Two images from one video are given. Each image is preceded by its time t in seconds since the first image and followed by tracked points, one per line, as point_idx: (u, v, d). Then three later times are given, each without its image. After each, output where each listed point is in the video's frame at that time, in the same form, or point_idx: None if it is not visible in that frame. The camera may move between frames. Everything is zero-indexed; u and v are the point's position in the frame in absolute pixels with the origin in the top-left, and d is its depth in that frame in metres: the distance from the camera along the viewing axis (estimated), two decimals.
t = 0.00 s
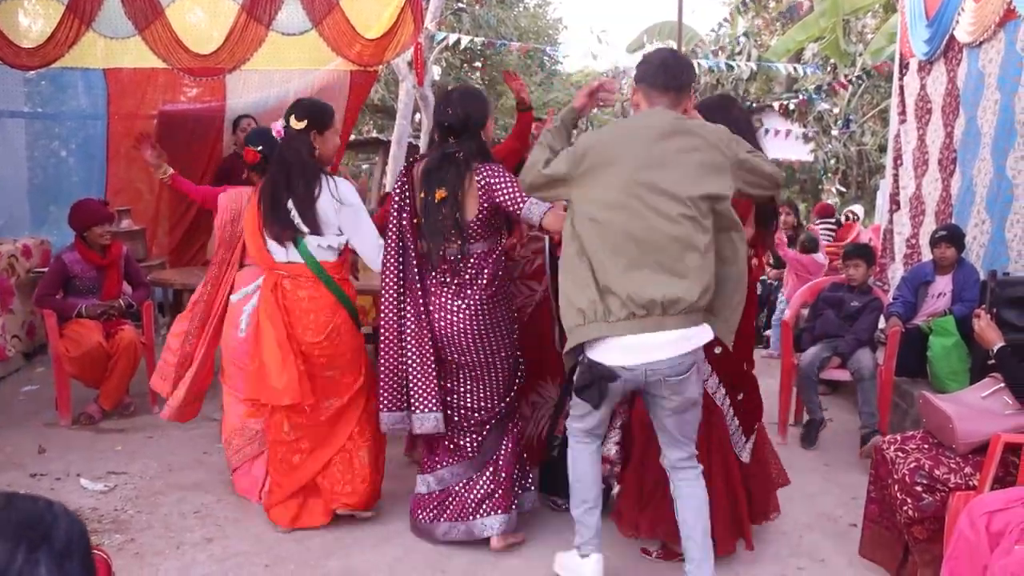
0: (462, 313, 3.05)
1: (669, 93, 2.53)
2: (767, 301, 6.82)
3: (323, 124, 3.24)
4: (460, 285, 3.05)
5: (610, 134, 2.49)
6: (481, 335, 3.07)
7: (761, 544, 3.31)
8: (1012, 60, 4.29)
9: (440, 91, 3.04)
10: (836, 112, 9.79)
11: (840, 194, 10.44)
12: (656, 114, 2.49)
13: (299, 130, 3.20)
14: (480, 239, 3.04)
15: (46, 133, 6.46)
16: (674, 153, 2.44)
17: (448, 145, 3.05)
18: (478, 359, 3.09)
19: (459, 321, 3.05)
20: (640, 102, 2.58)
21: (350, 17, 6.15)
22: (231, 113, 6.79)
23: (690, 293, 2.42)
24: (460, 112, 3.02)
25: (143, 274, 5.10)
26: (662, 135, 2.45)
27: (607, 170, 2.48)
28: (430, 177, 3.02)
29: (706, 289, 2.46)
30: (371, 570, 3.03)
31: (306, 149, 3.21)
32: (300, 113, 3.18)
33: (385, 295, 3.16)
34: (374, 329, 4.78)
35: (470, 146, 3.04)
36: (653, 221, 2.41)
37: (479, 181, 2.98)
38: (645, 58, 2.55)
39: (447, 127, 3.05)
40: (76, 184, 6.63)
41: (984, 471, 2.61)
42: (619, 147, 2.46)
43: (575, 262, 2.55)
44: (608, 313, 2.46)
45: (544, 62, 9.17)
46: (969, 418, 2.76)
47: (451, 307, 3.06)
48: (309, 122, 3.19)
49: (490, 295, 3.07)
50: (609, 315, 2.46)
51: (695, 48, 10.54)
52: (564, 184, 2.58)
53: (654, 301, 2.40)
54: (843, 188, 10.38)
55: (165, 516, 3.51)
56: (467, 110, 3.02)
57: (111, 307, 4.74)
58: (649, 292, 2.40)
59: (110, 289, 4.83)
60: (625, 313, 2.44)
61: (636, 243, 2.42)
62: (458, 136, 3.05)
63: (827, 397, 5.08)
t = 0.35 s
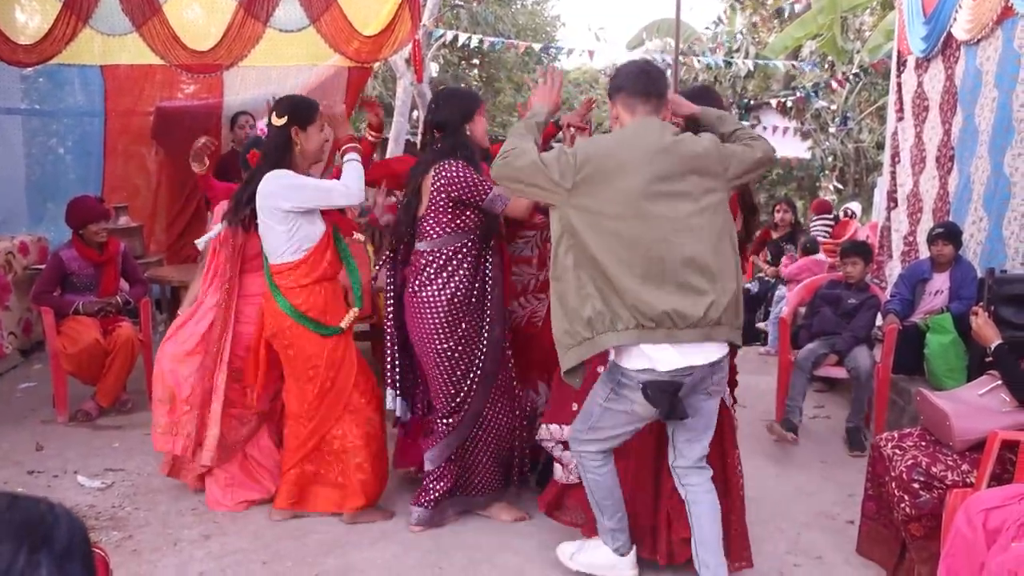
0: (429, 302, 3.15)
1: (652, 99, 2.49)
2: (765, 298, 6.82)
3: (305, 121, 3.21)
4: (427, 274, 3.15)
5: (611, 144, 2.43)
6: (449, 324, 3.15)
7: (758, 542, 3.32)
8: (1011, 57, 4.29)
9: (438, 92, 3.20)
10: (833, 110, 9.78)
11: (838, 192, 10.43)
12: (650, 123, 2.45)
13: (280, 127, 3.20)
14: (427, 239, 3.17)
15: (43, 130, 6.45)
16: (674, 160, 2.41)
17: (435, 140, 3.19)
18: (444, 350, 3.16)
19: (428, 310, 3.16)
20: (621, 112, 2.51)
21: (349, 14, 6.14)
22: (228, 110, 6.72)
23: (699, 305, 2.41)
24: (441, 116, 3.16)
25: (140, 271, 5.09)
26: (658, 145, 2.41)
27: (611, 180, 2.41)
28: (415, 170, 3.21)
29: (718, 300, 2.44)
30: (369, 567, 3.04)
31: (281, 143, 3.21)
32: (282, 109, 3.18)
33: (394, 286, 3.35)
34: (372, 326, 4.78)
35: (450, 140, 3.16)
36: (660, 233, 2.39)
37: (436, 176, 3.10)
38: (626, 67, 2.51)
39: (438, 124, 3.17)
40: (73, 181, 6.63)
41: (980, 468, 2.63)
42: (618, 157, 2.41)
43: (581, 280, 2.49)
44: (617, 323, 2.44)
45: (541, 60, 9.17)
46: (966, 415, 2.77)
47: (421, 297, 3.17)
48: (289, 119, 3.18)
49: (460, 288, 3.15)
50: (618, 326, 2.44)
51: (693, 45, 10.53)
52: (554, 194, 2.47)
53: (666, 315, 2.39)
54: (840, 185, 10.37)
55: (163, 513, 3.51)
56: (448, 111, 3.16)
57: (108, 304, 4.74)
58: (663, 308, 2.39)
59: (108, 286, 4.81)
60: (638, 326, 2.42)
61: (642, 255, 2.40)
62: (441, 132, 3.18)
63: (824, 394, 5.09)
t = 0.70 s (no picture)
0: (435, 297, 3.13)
1: (603, 89, 2.40)
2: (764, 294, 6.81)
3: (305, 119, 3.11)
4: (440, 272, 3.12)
5: (553, 130, 2.35)
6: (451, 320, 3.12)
7: (756, 537, 3.31)
8: (1010, 52, 4.29)
9: (453, 84, 3.18)
10: (832, 106, 9.76)
11: (836, 187, 10.42)
12: (595, 117, 2.38)
13: (281, 121, 3.07)
14: (446, 234, 3.13)
15: (41, 124, 6.44)
16: (616, 157, 2.35)
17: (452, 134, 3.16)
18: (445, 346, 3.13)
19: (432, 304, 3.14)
20: (570, 99, 2.43)
21: (346, 8, 6.18)
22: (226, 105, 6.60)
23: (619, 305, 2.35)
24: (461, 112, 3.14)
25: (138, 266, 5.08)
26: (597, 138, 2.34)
27: (549, 168, 2.33)
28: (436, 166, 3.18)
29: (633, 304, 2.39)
30: (366, 563, 3.03)
31: (282, 139, 3.08)
32: (284, 104, 3.06)
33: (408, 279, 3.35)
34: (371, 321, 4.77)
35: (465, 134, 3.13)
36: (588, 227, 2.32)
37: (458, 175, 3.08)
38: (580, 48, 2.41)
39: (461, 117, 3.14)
40: (71, 176, 6.60)
41: (979, 463, 2.64)
42: (562, 144, 2.33)
43: (498, 261, 2.40)
44: (531, 314, 2.35)
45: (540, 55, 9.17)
46: (965, 411, 2.77)
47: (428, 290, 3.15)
48: (292, 113, 3.07)
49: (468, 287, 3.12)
50: (531, 316, 2.35)
51: (692, 40, 10.52)
52: (501, 173, 2.41)
53: (578, 308, 2.30)
54: (839, 181, 10.36)
55: (161, 508, 3.50)
56: (465, 108, 3.14)
57: (106, 299, 4.73)
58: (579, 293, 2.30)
59: (105, 281, 4.82)
60: (549, 317, 2.33)
61: (572, 246, 2.32)
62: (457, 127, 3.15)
63: (823, 389, 5.09)
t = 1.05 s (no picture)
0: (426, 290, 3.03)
1: (606, 73, 2.46)
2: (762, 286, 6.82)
3: (311, 112, 3.07)
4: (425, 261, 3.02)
5: (547, 113, 2.45)
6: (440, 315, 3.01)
7: (756, 529, 3.32)
8: (1009, 44, 4.29)
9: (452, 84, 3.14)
10: (831, 97, 9.73)
11: (835, 179, 10.41)
12: (591, 102, 2.47)
13: (290, 118, 3.01)
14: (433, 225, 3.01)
15: (39, 118, 6.44)
16: (606, 140, 2.44)
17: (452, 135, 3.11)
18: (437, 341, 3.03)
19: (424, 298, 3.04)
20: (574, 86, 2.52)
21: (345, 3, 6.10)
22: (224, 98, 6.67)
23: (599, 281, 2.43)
24: (461, 106, 3.09)
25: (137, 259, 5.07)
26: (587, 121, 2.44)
27: (541, 150, 2.44)
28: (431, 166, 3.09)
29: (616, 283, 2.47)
30: (365, 555, 3.03)
31: (292, 132, 3.02)
32: (292, 100, 2.99)
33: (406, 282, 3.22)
34: (369, 314, 4.77)
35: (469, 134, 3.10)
36: (572, 209, 2.42)
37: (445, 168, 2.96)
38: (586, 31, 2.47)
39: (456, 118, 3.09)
40: (70, 169, 6.61)
41: (979, 454, 2.64)
42: (553, 129, 2.43)
43: (496, 238, 2.53)
44: (515, 288, 2.47)
45: (538, 48, 9.16)
46: (964, 402, 2.77)
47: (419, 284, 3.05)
48: (299, 110, 3.01)
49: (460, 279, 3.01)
50: (515, 291, 2.47)
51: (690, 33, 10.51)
52: (501, 156, 2.52)
53: (554, 282, 2.41)
54: (838, 173, 10.35)
55: (161, 501, 3.51)
56: (470, 104, 3.08)
57: (105, 292, 4.73)
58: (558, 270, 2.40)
59: (104, 273, 4.82)
60: (527, 292, 2.44)
61: (555, 225, 2.43)
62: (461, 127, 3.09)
63: (822, 381, 5.09)
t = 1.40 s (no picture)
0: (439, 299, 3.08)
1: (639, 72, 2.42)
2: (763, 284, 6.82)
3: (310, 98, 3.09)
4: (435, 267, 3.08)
5: (582, 117, 2.43)
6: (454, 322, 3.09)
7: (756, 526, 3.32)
8: (1010, 42, 4.29)
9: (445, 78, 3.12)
10: (832, 94, 9.72)
11: (836, 177, 10.42)
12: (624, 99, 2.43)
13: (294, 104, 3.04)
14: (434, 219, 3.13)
15: (40, 114, 6.39)
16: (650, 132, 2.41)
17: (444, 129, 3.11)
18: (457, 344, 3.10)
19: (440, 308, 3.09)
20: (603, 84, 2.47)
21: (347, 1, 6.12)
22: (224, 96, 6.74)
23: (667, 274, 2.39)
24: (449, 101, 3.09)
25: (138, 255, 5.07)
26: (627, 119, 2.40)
27: (586, 157, 2.40)
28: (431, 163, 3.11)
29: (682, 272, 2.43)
30: (366, 552, 3.04)
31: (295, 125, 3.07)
32: (294, 86, 3.02)
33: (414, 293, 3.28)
34: (370, 311, 4.77)
35: (463, 131, 3.10)
36: (624, 205, 2.38)
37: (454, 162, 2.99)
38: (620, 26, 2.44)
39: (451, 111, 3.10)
40: (71, 165, 6.58)
41: (979, 452, 2.64)
42: (593, 134, 2.39)
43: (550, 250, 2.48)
44: (591, 296, 2.41)
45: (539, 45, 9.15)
46: (966, 400, 2.77)
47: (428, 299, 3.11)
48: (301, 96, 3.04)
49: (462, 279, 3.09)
50: (591, 298, 2.41)
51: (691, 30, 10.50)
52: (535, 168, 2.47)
53: (624, 280, 2.37)
54: (838, 170, 10.36)
55: (161, 497, 3.51)
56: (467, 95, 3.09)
57: (106, 288, 4.73)
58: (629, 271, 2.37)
59: (105, 270, 4.81)
60: (599, 295, 2.40)
61: (610, 223, 2.40)
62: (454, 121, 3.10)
63: (823, 379, 5.09)
